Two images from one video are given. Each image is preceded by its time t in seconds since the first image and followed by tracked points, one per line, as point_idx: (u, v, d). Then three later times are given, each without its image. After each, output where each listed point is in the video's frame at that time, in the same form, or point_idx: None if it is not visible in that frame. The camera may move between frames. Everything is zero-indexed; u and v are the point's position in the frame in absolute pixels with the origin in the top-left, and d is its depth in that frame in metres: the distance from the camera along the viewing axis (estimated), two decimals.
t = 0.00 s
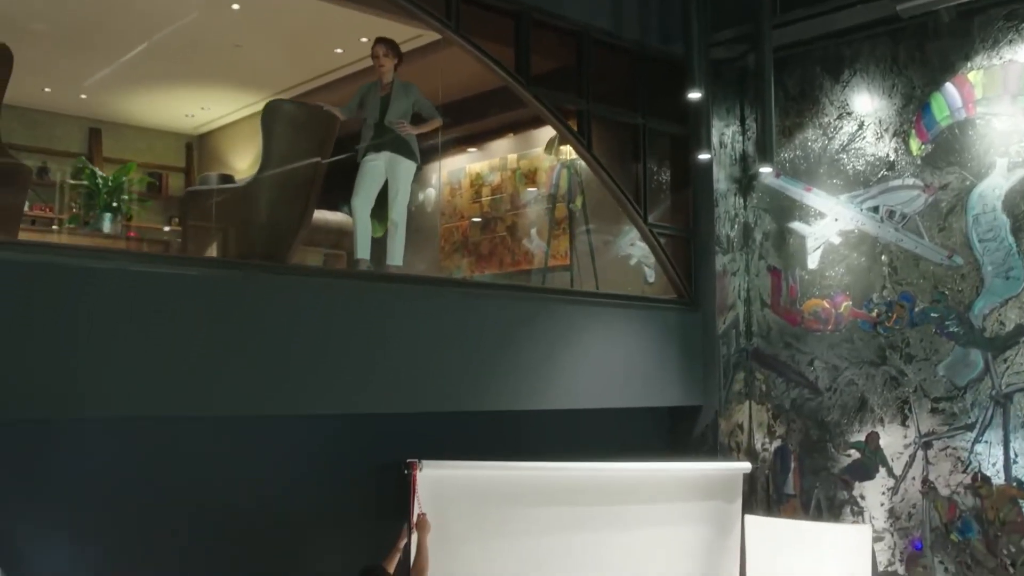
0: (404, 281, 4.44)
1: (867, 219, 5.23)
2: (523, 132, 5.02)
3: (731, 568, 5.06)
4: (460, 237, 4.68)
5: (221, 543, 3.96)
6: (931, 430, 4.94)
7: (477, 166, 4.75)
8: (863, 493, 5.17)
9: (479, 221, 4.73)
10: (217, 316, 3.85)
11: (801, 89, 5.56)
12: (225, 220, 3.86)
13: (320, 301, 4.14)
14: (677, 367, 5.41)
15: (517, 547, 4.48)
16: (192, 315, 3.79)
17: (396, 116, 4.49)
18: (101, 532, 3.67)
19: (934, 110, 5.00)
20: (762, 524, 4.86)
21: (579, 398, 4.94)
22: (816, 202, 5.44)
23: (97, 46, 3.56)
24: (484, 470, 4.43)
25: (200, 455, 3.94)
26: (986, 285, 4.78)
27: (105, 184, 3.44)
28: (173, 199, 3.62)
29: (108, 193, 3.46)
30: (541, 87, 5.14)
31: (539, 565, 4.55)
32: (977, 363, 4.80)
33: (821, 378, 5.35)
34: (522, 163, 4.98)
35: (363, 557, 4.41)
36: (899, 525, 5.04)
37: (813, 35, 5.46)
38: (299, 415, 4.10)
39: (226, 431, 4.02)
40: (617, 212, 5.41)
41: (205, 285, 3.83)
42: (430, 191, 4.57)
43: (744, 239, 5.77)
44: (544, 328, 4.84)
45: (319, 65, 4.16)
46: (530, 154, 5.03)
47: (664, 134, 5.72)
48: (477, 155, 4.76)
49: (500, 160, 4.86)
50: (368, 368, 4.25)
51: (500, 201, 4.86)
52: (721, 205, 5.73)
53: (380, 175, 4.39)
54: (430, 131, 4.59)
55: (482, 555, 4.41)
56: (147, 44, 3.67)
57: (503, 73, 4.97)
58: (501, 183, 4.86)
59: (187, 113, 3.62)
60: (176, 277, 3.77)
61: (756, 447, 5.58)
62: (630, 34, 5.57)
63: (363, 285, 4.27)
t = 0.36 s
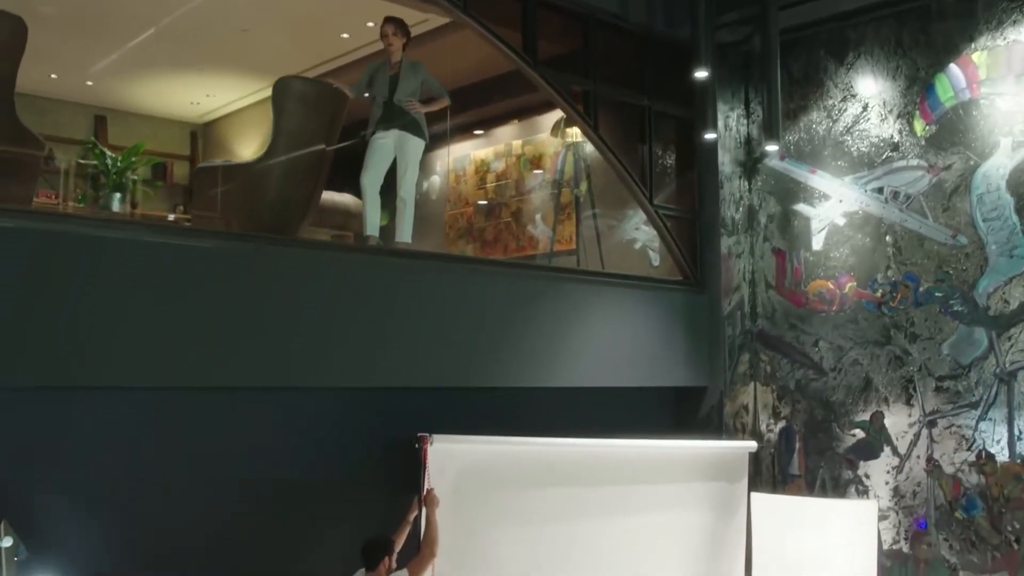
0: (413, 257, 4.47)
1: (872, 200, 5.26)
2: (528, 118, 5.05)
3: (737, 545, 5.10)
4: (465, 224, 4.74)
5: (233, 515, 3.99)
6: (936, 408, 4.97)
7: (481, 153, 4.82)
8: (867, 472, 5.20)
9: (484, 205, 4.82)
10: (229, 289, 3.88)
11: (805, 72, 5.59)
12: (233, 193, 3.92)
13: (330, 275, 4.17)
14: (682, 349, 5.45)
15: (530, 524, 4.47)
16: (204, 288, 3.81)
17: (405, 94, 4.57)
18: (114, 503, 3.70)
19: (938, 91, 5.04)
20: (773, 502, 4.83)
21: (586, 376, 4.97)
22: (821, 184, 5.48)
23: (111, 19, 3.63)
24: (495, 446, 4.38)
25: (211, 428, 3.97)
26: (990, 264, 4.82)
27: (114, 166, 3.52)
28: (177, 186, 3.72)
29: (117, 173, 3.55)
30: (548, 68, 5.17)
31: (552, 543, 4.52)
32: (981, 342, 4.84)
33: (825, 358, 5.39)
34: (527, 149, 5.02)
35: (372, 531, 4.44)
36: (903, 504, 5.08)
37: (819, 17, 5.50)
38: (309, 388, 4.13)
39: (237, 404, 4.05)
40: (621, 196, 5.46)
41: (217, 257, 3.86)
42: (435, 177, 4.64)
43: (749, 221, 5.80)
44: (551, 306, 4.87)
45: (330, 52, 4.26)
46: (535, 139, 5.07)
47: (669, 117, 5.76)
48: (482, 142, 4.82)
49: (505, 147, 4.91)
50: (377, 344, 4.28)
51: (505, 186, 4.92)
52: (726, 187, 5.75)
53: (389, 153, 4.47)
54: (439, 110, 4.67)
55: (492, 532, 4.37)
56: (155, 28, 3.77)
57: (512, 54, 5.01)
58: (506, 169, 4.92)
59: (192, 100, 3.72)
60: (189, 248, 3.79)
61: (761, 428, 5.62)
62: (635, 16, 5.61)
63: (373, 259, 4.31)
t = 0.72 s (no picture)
0: (422, 232, 4.50)
1: (876, 181, 5.30)
2: (533, 105, 5.08)
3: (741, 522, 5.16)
4: (471, 211, 4.76)
5: (244, 487, 4.02)
6: (941, 386, 5.00)
7: (486, 140, 4.87)
8: (872, 451, 5.23)
9: (491, 187, 4.85)
10: (240, 261, 3.90)
11: (810, 56, 5.63)
12: (242, 169, 3.93)
13: (341, 248, 4.19)
14: (688, 329, 5.49)
15: (537, 498, 4.50)
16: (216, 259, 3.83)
17: (415, 72, 4.62)
18: (126, 473, 3.72)
19: (943, 72, 5.06)
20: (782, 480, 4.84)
21: (594, 354, 5.00)
22: (826, 165, 5.51)
23: None
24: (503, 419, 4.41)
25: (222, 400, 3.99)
26: (995, 243, 4.85)
27: (123, 147, 3.57)
28: (184, 173, 3.76)
29: (124, 154, 3.59)
30: (556, 49, 5.21)
31: (559, 516, 4.55)
32: (985, 320, 4.87)
33: (831, 339, 5.42)
34: (532, 135, 5.06)
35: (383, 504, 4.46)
36: (909, 482, 5.11)
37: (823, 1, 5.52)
38: (318, 361, 4.15)
39: (248, 377, 4.07)
40: (626, 181, 5.51)
41: (229, 227, 3.87)
42: (440, 165, 4.69)
43: (754, 204, 5.83)
44: (558, 284, 4.90)
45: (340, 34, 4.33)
46: (540, 125, 5.11)
47: (675, 100, 5.83)
48: (488, 129, 4.87)
49: (511, 133, 4.97)
50: (386, 319, 4.30)
51: (511, 172, 4.96)
52: (732, 169, 5.81)
53: (399, 131, 4.54)
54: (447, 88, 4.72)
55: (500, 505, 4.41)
56: (160, 16, 3.78)
57: (520, 34, 5.05)
58: (512, 156, 4.97)
59: (199, 88, 3.78)
60: (202, 218, 3.80)
61: (766, 409, 5.65)
62: None
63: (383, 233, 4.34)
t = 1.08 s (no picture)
0: (432, 208, 4.54)
1: (881, 161, 5.33)
2: (538, 91, 5.14)
3: (748, 500, 5.18)
4: (476, 198, 4.76)
5: (257, 457, 4.06)
6: (946, 364, 5.02)
7: (491, 127, 4.93)
8: (878, 430, 5.26)
9: (497, 169, 4.89)
10: (253, 235, 3.95)
11: (815, 39, 5.67)
12: (252, 147, 4.03)
13: (352, 221, 4.23)
14: (694, 309, 5.54)
15: (544, 474, 4.53)
16: (228, 231, 3.88)
17: (423, 51, 4.66)
18: (139, 441, 3.78)
19: (947, 53, 5.09)
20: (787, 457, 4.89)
21: (601, 332, 5.04)
22: (830, 147, 5.55)
23: None
24: (512, 393, 4.42)
25: (234, 372, 4.04)
26: (999, 222, 4.87)
27: (132, 128, 3.70)
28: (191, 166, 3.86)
29: (137, 134, 3.72)
30: (564, 30, 5.26)
31: (565, 492, 4.59)
32: (990, 299, 4.89)
33: (836, 319, 5.45)
34: (537, 121, 5.12)
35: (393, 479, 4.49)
36: (914, 461, 5.13)
37: None
38: (330, 334, 4.18)
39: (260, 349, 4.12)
40: (630, 166, 5.56)
41: (242, 199, 3.92)
42: (446, 152, 4.73)
43: (759, 185, 5.87)
44: (566, 262, 4.93)
45: (346, 21, 4.47)
46: (545, 111, 5.16)
47: (681, 82, 5.87)
48: (493, 117, 4.93)
49: (517, 119, 5.02)
50: (397, 293, 4.34)
51: (516, 158, 5.01)
52: (737, 151, 5.80)
53: (408, 109, 4.60)
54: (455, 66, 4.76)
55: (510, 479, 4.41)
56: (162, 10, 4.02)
57: (527, 17, 5.10)
58: (517, 143, 5.02)
59: (204, 77, 3.97)
60: (214, 191, 3.86)
61: (772, 390, 5.68)
62: None
63: (393, 209, 4.37)
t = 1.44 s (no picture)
0: (438, 185, 4.57)
1: (885, 143, 5.36)
2: (543, 77, 5.12)
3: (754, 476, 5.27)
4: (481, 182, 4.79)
5: (265, 429, 4.09)
6: (950, 343, 5.05)
7: (496, 114, 4.91)
8: (882, 410, 5.28)
9: (502, 153, 4.88)
10: (262, 207, 3.97)
11: (819, 23, 5.70)
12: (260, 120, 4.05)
13: (361, 196, 4.25)
14: (699, 290, 5.59)
15: (551, 449, 4.55)
16: (237, 204, 3.90)
17: (430, 30, 4.69)
18: (149, 411, 3.81)
19: (951, 35, 5.12)
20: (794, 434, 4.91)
21: (606, 311, 5.06)
22: (834, 130, 5.57)
23: None
24: (519, 369, 4.43)
25: (243, 343, 4.07)
26: (1003, 201, 4.89)
27: (141, 109, 3.72)
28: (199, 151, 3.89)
29: (145, 115, 3.74)
30: (570, 13, 5.29)
31: (570, 467, 4.61)
32: (994, 278, 4.91)
33: (840, 300, 5.48)
34: (542, 108, 5.11)
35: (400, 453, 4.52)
36: (917, 440, 5.16)
37: None
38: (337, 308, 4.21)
39: (268, 323, 4.15)
40: (634, 150, 5.58)
41: (251, 172, 3.95)
42: (450, 140, 4.73)
43: (763, 168, 5.89)
44: (571, 241, 4.96)
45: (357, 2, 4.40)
46: (550, 97, 5.15)
47: (686, 66, 5.92)
48: (497, 103, 4.92)
49: (521, 106, 5.00)
50: (405, 269, 4.37)
51: (521, 144, 4.99)
52: (742, 135, 5.84)
53: (415, 87, 4.60)
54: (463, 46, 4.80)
55: (516, 455, 4.42)
56: None
57: None
58: (521, 129, 5.00)
59: (210, 65, 3.88)
60: (224, 163, 3.89)
61: (777, 371, 5.71)
62: None
63: (401, 185, 4.40)
